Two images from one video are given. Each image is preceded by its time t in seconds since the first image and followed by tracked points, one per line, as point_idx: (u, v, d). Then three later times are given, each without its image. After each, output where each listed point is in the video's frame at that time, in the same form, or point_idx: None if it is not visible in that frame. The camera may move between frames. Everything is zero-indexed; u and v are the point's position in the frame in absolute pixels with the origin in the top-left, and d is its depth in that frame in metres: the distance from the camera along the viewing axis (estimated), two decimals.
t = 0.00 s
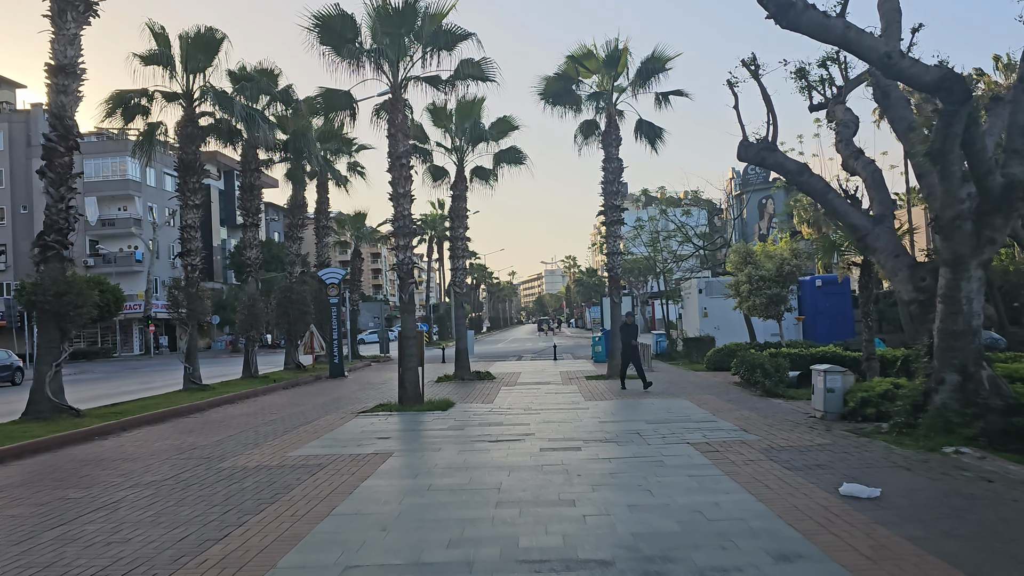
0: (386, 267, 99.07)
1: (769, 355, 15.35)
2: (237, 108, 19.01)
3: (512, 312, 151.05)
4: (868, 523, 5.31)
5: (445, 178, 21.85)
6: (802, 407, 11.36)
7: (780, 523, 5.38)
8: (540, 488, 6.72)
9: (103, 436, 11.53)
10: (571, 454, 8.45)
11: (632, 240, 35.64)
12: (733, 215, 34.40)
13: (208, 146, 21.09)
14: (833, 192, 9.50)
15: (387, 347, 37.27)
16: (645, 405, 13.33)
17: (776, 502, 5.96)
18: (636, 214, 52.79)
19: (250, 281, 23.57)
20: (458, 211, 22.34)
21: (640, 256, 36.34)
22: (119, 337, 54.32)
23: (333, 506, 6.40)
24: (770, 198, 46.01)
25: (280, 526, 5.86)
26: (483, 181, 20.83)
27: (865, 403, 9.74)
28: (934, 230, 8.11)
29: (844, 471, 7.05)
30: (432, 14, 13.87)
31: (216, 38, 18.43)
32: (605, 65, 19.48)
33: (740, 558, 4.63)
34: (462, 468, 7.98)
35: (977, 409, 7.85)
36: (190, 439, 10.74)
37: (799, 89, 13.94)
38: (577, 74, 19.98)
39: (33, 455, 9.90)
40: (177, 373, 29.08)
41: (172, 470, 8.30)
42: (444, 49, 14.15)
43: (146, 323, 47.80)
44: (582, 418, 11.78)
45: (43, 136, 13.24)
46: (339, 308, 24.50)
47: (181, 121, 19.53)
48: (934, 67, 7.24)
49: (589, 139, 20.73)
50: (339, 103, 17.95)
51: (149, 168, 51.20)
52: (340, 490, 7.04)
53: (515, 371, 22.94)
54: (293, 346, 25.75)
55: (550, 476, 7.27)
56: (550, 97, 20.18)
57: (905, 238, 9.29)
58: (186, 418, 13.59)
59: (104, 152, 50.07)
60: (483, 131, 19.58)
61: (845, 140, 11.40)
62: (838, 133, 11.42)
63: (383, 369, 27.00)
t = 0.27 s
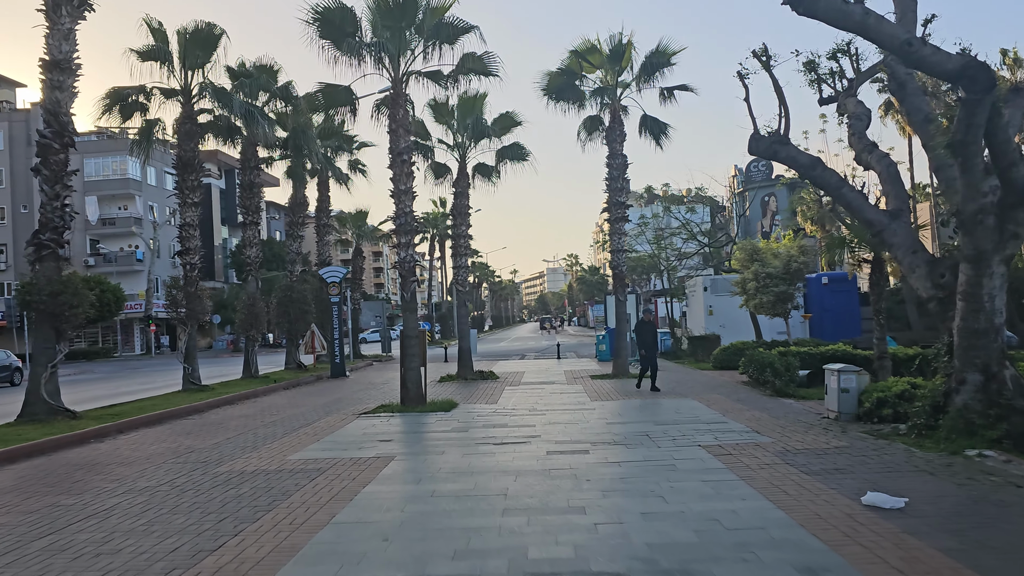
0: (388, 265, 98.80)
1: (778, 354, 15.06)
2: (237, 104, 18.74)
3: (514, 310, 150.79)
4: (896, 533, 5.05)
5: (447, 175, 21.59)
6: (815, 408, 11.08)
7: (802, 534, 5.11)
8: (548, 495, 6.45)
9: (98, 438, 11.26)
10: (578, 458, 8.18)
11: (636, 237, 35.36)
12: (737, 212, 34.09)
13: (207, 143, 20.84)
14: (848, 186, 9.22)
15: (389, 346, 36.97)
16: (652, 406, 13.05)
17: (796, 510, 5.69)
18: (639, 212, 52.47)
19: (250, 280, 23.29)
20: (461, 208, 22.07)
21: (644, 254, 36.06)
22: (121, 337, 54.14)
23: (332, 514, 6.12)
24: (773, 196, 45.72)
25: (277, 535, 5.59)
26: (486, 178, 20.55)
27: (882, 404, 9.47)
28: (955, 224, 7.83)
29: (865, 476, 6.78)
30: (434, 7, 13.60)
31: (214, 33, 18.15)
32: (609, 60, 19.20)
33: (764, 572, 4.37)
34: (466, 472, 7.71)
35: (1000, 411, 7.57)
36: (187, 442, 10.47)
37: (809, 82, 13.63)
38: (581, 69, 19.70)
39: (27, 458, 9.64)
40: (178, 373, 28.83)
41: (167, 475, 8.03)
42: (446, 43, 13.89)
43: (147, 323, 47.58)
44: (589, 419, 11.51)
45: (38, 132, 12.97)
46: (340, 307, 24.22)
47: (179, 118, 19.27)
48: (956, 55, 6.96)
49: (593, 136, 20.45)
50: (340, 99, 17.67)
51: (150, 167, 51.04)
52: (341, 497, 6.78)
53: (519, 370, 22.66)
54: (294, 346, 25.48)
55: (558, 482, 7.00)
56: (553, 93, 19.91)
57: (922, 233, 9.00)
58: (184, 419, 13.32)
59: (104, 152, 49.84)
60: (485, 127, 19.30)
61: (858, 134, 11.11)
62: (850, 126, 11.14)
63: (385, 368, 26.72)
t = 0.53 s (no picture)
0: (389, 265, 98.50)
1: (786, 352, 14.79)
2: (235, 101, 18.47)
3: (515, 309, 150.57)
4: (925, 541, 4.81)
5: (448, 173, 21.32)
6: (827, 408, 10.82)
7: (828, 542, 4.85)
8: (558, 501, 6.19)
9: (93, 441, 10.98)
10: (587, 462, 7.91)
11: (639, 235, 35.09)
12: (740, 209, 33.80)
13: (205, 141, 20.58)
14: (863, 179, 8.94)
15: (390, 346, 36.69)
16: (659, 406, 12.79)
17: (819, 517, 5.43)
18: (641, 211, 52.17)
19: (249, 280, 23.01)
20: (462, 206, 21.80)
21: (647, 252, 35.78)
22: (121, 338, 53.91)
23: (333, 522, 5.86)
24: (775, 194, 45.44)
25: (275, 545, 5.34)
26: (487, 176, 20.28)
27: (897, 404, 9.21)
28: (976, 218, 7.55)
29: (886, 478, 6.52)
30: None
31: (211, 29, 17.87)
32: (612, 55, 18.93)
33: None
34: (471, 476, 7.44)
35: None
36: (184, 445, 10.20)
37: (818, 76, 13.35)
38: (584, 65, 19.43)
39: (18, 462, 9.37)
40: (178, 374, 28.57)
41: (162, 480, 7.77)
42: (448, 36, 13.62)
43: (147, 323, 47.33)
44: (596, 420, 11.23)
45: (31, 129, 12.71)
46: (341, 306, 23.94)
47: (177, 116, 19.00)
48: (980, 42, 6.70)
49: (596, 132, 20.18)
50: (339, 94, 17.39)
51: (148, 167, 50.88)
52: (342, 503, 6.52)
53: (522, 370, 22.40)
54: (295, 347, 25.20)
55: (568, 487, 6.73)
56: (555, 89, 19.64)
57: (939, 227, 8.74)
58: (181, 422, 13.04)
59: (104, 151, 49.61)
60: (487, 124, 19.03)
61: (870, 127, 10.83)
62: (862, 119, 10.87)
63: (386, 368, 26.45)
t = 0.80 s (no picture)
0: (389, 264, 98.21)
1: (795, 351, 14.54)
2: (233, 98, 18.23)
3: (516, 308, 150.34)
4: (957, 552, 4.56)
5: (449, 171, 21.08)
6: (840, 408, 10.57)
7: (855, 553, 4.61)
8: (569, 508, 5.94)
9: (88, 446, 10.73)
10: (596, 466, 7.65)
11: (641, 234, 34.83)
12: (743, 207, 33.54)
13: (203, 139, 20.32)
14: (877, 174, 8.69)
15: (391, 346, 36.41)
16: (667, 406, 12.54)
17: (842, 525, 5.19)
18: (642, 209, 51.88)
19: (249, 280, 22.76)
20: (464, 205, 21.54)
21: (650, 250, 35.52)
22: (120, 339, 53.68)
23: (333, 531, 5.61)
24: (776, 192, 45.16)
25: (272, 557, 5.08)
26: (489, 173, 20.04)
27: (914, 404, 8.98)
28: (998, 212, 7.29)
29: (907, 483, 6.28)
30: None
31: (208, 25, 17.61)
32: (615, 50, 18.68)
33: None
34: (476, 482, 7.19)
35: None
36: (181, 449, 9.94)
37: (826, 70, 13.11)
38: (586, 60, 19.18)
39: (11, 468, 9.12)
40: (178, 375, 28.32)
41: (157, 487, 7.52)
42: (449, 30, 13.36)
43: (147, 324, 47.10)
44: (603, 422, 10.99)
45: (25, 127, 12.48)
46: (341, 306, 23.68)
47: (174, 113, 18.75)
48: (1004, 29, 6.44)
49: (599, 129, 19.93)
50: (339, 90, 17.13)
51: (146, 166, 50.72)
52: (343, 510, 6.27)
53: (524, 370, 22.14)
54: (295, 347, 24.95)
55: (578, 493, 6.48)
56: (557, 85, 19.37)
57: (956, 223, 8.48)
58: (179, 425, 12.78)
59: (101, 151, 49.26)
60: (488, 120, 18.77)
61: (882, 120, 10.57)
62: (874, 112, 10.62)
63: (387, 368, 26.20)
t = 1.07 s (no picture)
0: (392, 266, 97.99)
1: (806, 351, 14.27)
2: (233, 97, 18.01)
3: (520, 309, 150.08)
4: (996, 564, 4.29)
5: (452, 170, 20.85)
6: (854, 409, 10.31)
7: (885, 565, 4.35)
8: (581, 517, 5.69)
9: (85, 451, 10.49)
10: (607, 471, 7.40)
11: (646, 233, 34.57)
12: (747, 205, 33.29)
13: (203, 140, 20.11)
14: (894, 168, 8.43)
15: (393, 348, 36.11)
16: (677, 408, 12.27)
17: (869, 534, 4.92)
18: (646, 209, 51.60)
19: (251, 282, 22.53)
20: (467, 204, 21.31)
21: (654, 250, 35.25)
22: (123, 342, 53.50)
23: (334, 543, 5.37)
24: (780, 191, 44.89)
25: (270, 570, 4.84)
26: (492, 172, 19.81)
27: (933, 405, 8.72)
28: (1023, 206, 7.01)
29: (934, 489, 6.00)
30: None
31: (208, 24, 17.40)
32: (619, 47, 18.44)
33: None
34: (483, 488, 6.93)
35: None
36: (180, 455, 9.70)
37: (836, 64, 12.87)
38: (590, 57, 18.94)
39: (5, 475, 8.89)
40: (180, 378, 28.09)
41: (154, 495, 7.28)
42: (452, 26, 13.14)
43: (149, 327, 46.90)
44: (612, 424, 10.73)
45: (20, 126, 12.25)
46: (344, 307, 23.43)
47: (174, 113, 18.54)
48: None
49: (603, 127, 19.69)
50: (340, 89, 16.91)
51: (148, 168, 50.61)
52: (345, 520, 6.03)
53: (529, 371, 21.89)
54: (298, 349, 24.73)
55: (589, 500, 6.22)
56: (561, 82, 19.13)
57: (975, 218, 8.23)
58: (178, 429, 12.54)
59: (103, 154, 49.08)
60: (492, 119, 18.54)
61: (896, 114, 10.31)
62: (889, 106, 10.36)
63: (391, 370, 25.96)
